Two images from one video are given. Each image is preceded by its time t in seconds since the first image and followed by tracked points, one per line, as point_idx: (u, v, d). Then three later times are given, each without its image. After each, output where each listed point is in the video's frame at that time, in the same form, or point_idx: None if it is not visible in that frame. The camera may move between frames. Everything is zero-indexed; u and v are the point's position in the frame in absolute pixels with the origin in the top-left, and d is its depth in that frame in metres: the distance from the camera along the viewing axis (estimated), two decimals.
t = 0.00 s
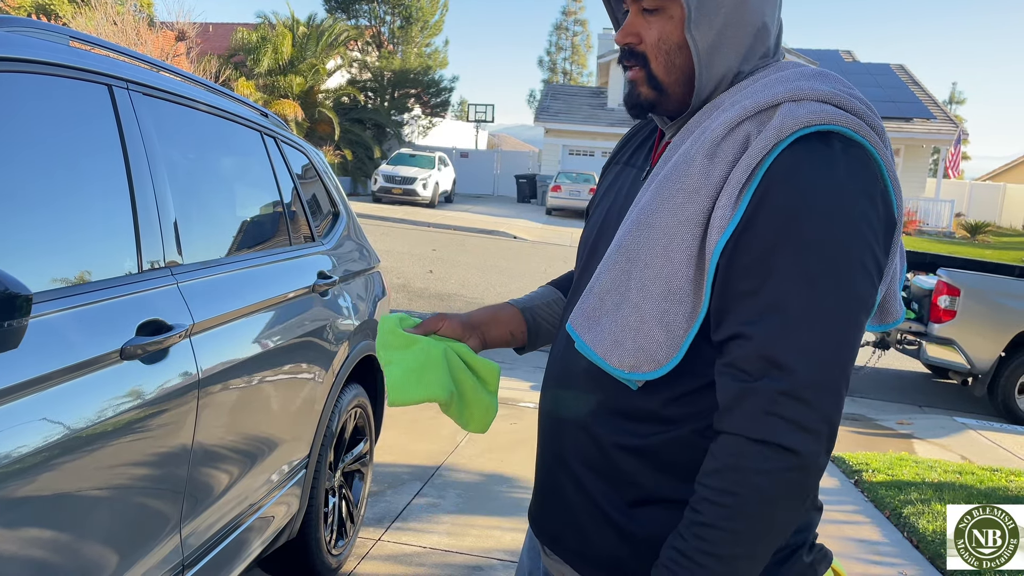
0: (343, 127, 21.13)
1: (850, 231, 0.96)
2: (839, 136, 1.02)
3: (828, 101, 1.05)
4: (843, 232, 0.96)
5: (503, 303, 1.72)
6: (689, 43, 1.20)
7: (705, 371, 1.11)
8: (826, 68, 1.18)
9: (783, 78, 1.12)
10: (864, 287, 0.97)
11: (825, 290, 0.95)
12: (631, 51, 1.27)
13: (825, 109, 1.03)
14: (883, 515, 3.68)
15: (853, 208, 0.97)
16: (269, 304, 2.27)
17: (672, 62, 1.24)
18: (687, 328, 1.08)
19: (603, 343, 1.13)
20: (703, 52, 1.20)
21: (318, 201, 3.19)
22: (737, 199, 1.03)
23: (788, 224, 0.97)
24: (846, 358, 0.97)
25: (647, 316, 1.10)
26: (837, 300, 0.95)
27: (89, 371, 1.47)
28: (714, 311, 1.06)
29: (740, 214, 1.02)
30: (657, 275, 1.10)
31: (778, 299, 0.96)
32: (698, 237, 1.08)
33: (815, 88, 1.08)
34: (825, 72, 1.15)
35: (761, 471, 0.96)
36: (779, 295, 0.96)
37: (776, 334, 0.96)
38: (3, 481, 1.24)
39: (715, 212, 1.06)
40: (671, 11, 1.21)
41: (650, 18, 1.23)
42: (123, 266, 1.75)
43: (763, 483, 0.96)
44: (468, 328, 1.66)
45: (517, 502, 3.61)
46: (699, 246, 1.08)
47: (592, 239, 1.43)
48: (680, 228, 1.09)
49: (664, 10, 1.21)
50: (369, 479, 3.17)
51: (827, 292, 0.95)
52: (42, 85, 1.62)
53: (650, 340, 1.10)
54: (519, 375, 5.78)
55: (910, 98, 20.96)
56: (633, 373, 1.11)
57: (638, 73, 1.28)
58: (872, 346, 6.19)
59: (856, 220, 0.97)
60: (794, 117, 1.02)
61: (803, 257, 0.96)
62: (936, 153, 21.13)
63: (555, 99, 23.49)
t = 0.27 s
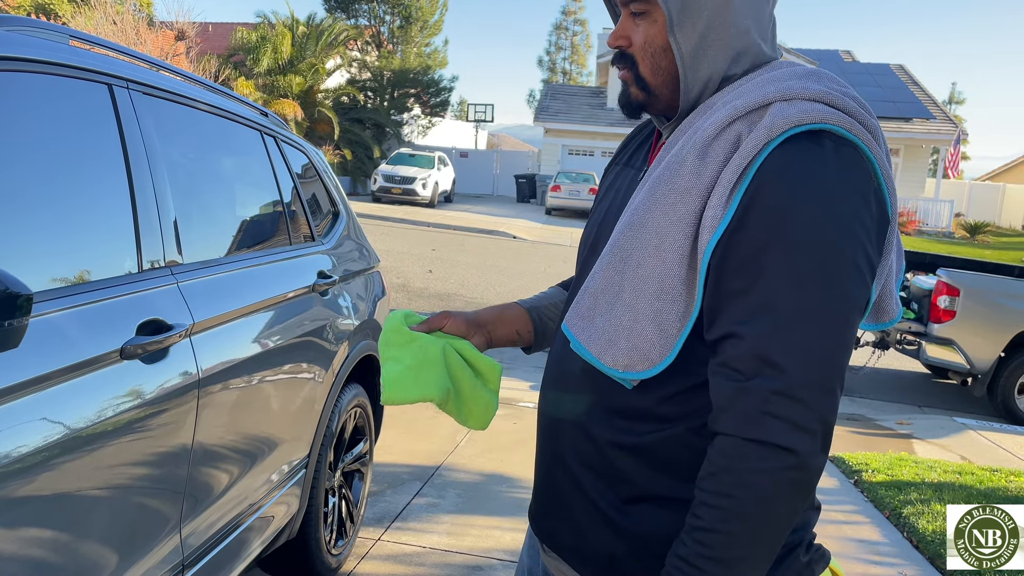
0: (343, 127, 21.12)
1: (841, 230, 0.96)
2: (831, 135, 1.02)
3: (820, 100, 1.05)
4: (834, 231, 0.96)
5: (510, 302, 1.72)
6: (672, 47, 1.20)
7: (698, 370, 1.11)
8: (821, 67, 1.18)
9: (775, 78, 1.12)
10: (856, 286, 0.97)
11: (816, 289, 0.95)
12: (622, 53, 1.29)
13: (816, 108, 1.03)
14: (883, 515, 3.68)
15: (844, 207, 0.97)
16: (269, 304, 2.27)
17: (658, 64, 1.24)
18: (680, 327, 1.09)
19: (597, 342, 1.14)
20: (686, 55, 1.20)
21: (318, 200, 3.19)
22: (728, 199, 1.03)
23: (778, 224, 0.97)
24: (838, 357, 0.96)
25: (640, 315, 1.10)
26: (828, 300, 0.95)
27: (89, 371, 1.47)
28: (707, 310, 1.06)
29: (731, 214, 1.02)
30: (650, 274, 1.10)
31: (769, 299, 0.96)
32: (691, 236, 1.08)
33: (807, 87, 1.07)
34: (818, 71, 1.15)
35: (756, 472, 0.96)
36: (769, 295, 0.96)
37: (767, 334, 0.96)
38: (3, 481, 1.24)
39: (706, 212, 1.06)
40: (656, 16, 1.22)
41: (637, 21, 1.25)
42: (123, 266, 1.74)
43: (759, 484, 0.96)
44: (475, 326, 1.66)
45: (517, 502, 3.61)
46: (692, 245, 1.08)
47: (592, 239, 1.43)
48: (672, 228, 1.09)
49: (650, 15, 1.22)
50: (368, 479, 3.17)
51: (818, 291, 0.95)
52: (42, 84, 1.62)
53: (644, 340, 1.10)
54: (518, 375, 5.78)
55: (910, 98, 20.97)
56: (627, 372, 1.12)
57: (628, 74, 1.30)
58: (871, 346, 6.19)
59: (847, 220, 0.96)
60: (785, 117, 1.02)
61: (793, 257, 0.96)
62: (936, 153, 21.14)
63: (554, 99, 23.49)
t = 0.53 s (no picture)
0: (343, 127, 21.12)
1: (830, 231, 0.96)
2: (822, 135, 1.02)
3: (811, 101, 1.05)
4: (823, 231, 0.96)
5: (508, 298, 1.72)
6: (656, 47, 1.21)
7: (690, 369, 1.12)
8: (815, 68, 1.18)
9: (768, 78, 1.12)
10: (846, 287, 0.96)
11: (805, 289, 0.95)
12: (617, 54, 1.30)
13: (807, 109, 1.03)
14: (882, 515, 3.69)
15: (834, 208, 0.97)
16: (269, 304, 2.27)
17: (647, 65, 1.25)
18: (671, 327, 1.09)
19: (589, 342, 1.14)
20: (670, 56, 1.20)
21: (318, 200, 3.19)
22: (717, 201, 1.03)
23: (767, 225, 0.97)
24: (827, 357, 0.96)
25: (631, 315, 1.10)
26: (817, 300, 0.95)
27: (89, 370, 1.47)
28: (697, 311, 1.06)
29: (721, 215, 1.02)
30: (640, 275, 1.10)
31: (757, 299, 0.96)
32: (681, 236, 1.08)
33: (798, 88, 1.07)
34: (812, 72, 1.15)
35: (742, 471, 0.96)
36: (758, 295, 0.96)
37: (756, 333, 0.95)
38: (3, 480, 1.24)
39: (696, 213, 1.06)
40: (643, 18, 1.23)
41: (626, 22, 1.26)
42: (123, 265, 1.74)
43: (746, 483, 0.96)
44: (468, 317, 1.65)
45: (517, 502, 3.61)
46: (682, 245, 1.08)
47: (590, 240, 1.44)
48: (663, 228, 1.09)
49: (637, 15, 1.23)
50: (368, 478, 3.17)
51: (806, 292, 0.95)
52: (42, 83, 1.61)
53: (635, 340, 1.10)
54: (518, 375, 5.77)
55: (910, 98, 20.98)
56: (618, 372, 1.12)
57: (623, 75, 1.31)
58: (871, 347, 6.19)
59: (837, 221, 0.96)
60: (776, 118, 1.02)
61: (781, 258, 0.96)
62: (936, 154, 21.15)
63: (554, 99, 23.49)
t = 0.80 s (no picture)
0: (343, 127, 21.13)
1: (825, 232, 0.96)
2: (817, 137, 1.02)
3: (806, 102, 1.05)
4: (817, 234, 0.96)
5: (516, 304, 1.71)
6: (645, 47, 1.22)
7: (687, 371, 1.12)
8: (811, 68, 1.18)
9: (763, 80, 1.12)
10: (840, 288, 0.97)
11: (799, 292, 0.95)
12: (613, 53, 1.33)
13: (802, 110, 1.03)
14: (882, 516, 3.69)
15: (829, 210, 0.97)
16: (269, 304, 2.27)
17: (638, 65, 1.27)
18: (667, 329, 1.09)
19: (585, 345, 1.14)
20: (659, 56, 1.21)
21: (318, 200, 3.19)
22: (712, 203, 1.03)
23: (761, 227, 0.97)
24: (821, 358, 0.96)
25: (628, 317, 1.10)
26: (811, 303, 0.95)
27: (89, 370, 1.47)
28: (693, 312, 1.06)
29: (716, 217, 1.02)
30: (636, 277, 1.11)
31: (751, 301, 0.96)
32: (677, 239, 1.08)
33: (793, 89, 1.07)
34: (807, 72, 1.15)
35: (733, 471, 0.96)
36: (752, 298, 0.96)
37: (750, 335, 0.95)
38: (2, 480, 1.24)
39: (691, 215, 1.06)
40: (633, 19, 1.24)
41: (619, 22, 1.27)
42: (123, 265, 1.74)
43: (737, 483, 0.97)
44: (477, 326, 1.62)
45: (516, 502, 3.61)
46: (678, 248, 1.08)
47: (589, 241, 1.44)
48: (658, 231, 1.10)
49: (628, 15, 1.25)
50: (367, 479, 3.16)
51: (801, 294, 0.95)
52: (42, 83, 1.61)
53: (631, 341, 1.10)
54: (518, 376, 5.78)
55: (910, 99, 20.98)
56: (614, 373, 1.12)
57: (618, 74, 1.34)
58: (870, 348, 6.19)
59: (831, 223, 0.96)
60: (770, 120, 1.02)
61: (776, 260, 0.96)
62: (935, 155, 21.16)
63: (554, 100, 23.50)
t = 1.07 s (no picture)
0: (342, 128, 21.13)
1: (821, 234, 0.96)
2: (817, 140, 1.02)
3: (807, 104, 1.05)
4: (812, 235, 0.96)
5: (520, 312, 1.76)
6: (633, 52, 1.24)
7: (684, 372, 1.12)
8: (815, 71, 1.18)
9: (766, 81, 1.12)
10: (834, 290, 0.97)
11: (791, 292, 0.95)
12: (615, 59, 1.36)
13: (803, 112, 1.03)
14: (881, 517, 3.69)
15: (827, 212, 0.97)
16: (269, 304, 2.27)
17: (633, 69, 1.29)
18: (664, 329, 1.09)
19: (583, 343, 1.15)
20: (647, 60, 1.23)
21: (318, 201, 3.19)
22: (710, 203, 1.03)
23: (759, 228, 0.97)
24: (810, 360, 0.96)
25: (624, 316, 1.11)
26: (803, 303, 0.95)
27: (89, 370, 1.47)
28: (688, 312, 1.06)
29: (713, 217, 1.02)
30: (633, 276, 1.11)
31: (744, 300, 0.96)
32: (675, 238, 1.08)
33: (794, 91, 1.07)
34: (809, 76, 1.15)
35: (696, 457, 0.97)
36: (745, 297, 0.96)
37: (741, 333, 0.95)
38: (2, 480, 1.24)
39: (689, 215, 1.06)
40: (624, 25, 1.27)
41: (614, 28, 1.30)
42: (123, 266, 1.75)
43: (700, 469, 0.97)
44: (482, 335, 1.66)
45: (516, 503, 3.61)
46: (676, 248, 1.08)
47: (592, 241, 1.45)
48: (657, 230, 1.10)
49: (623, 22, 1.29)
50: (367, 480, 3.16)
51: (795, 295, 0.95)
52: (42, 84, 1.61)
53: (626, 340, 1.10)
54: (517, 377, 5.78)
55: (910, 101, 21.00)
56: (610, 372, 1.13)
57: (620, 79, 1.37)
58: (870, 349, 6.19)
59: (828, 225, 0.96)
60: (770, 121, 1.02)
61: (772, 260, 0.96)
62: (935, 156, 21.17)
63: (554, 101, 23.51)
